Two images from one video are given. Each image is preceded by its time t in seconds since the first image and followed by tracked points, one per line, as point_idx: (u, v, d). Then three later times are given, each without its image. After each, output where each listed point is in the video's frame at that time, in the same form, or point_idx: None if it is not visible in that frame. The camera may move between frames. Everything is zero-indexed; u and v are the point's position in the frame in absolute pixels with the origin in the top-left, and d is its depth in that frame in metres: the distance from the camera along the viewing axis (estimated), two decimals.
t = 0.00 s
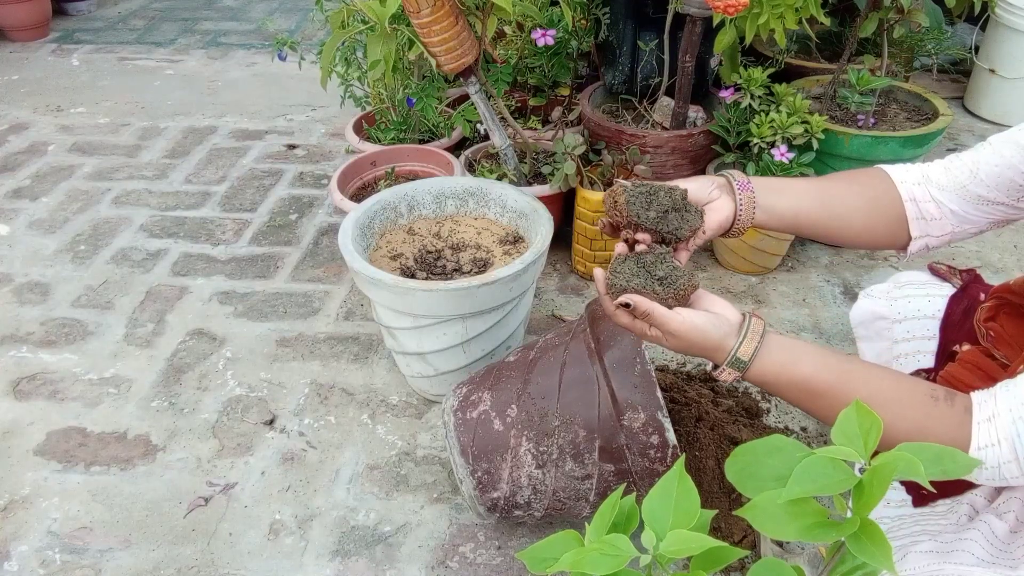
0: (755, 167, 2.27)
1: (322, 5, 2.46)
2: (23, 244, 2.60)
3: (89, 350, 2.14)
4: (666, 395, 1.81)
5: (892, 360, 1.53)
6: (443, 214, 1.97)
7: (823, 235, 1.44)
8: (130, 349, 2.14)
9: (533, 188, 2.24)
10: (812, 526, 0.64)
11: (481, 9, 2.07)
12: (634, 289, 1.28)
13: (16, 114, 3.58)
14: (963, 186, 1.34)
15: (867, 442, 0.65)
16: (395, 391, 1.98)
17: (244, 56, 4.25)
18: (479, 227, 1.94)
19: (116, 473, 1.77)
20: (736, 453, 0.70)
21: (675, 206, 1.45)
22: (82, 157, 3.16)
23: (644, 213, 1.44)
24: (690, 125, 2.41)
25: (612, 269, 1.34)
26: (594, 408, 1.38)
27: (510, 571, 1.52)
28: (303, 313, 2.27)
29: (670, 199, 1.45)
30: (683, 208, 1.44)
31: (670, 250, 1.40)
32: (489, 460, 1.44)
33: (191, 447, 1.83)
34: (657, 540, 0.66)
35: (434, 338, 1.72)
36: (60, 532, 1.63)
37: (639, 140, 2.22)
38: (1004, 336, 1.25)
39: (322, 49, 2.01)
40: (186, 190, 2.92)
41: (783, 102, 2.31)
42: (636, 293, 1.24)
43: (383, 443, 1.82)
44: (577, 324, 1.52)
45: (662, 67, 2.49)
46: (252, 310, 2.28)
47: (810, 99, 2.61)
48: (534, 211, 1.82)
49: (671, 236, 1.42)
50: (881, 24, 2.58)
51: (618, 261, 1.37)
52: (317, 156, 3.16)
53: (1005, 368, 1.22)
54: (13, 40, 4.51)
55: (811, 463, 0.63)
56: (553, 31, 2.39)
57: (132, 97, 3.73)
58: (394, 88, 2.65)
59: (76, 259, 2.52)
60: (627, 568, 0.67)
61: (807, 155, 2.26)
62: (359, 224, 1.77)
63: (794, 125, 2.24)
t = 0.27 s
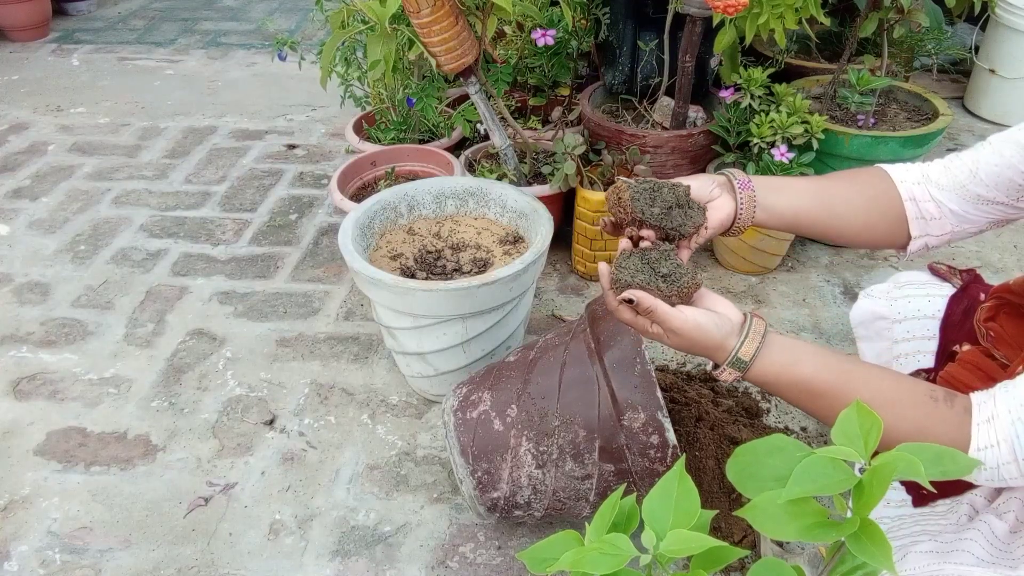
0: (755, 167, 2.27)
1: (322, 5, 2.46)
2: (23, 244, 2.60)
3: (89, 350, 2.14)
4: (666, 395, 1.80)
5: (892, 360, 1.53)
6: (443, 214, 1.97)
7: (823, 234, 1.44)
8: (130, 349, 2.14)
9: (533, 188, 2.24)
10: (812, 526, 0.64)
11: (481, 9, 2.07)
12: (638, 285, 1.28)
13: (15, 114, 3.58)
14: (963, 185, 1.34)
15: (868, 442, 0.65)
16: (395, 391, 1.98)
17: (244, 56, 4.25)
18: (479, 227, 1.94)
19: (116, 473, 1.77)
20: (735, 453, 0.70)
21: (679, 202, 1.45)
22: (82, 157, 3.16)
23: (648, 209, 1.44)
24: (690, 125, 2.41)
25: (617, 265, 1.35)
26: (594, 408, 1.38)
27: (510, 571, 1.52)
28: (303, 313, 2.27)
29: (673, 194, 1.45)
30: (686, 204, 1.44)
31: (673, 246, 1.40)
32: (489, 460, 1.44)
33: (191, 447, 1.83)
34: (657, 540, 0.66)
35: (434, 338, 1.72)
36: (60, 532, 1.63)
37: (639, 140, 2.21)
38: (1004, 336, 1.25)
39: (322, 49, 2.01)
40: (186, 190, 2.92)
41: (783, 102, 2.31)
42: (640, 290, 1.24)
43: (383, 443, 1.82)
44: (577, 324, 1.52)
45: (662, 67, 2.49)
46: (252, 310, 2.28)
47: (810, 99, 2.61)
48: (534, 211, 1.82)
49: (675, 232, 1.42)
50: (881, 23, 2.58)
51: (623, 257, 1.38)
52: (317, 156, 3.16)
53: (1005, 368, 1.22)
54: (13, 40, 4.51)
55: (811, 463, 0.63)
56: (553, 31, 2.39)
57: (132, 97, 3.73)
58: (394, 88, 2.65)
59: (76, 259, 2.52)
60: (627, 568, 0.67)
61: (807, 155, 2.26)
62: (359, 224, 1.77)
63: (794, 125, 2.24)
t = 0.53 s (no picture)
0: (755, 167, 2.27)
1: (322, 5, 2.46)
2: (23, 244, 2.60)
3: (89, 350, 2.14)
4: (666, 395, 1.80)
5: (891, 360, 1.53)
6: (443, 214, 1.97)
7: (819, 231, 1.44)
8: (130, 349, 2.14)
9: (533, 188, 2.24)
10: (812, 526, 0.64)
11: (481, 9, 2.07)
12: (639, 280, 1.28)
13: (15, 114, 3.58)
14: (961, 183, 1.34)
15: (868, 442, 0.65)
16: (395, 391, 1.98)
17: (244, 56, 4.25)
18: (479, 227, 1.94)
19: (116, 473, 1.77)
20: (736, 453, 0.70)
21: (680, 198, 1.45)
22: (82, 157, 3.16)
23: (650, 205, 1.42)
24: (690, 125, 2.41)
25: (618, 259, 1.35)
26: (594, 408, 1.38)
27: (510, 571, 1.52)
28: (303, 313, 2.27)
29: (674, 190, 1.45)
30: (687, 200, 1.44)
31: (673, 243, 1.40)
32: (489, 460, 1.44)
33: (191, 447, 1.83)
34: (657, 540, 0.66)
35: (434, 338, 1.72)
36: (60, 532, 1.63)
37: (639, 140, 2.21)
38: (1002, 335, 1.25)
39: (322, 49, 2.01)
40: (186, 190, 2.92)
41: (783, 102, 2.31)
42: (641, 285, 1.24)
43: (383, 443, 1.82)
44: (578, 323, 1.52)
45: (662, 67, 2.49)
46: (252, 310, 2.28)
47: (810, 99, 2.61)
48: (534, 211, 1.82)
49: (676, 228, 1.42)
50: (881, 23, 2.58)
51: (624, 252, 1.38)
52: (317, 156, 3.16)
53: (1004, 367, 1.22)
54: (13, 40, 4.51)
55: (811, 463, 0.63)
56: (553, 31, 2.39)
57: (132, 97, 3.73)
58: (394, 88, 2.65)
59: (76, 259, 2.52)
60: (627, 568, 0.67)
61: (807, 155, 2.26)
62: (359, 224, 1.77)
63: (794, 125, 2.24)
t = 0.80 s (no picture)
0: (755, 167, 2.27)
1: (322, 5, 2.46)
2: (23, 244, 2.60)
3: (89, 350, 2.14)
4: (666, 395, 1.80)
5: (891, 360, 1.53)
6: (443, 214, 1.97)
7: (818, 230, 1.44)
8: (130, 349, 2.14)
9: (533, 188, 2.24)
10: (812, 526, 0.64)
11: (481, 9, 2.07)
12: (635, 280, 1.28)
13: (15, 114, 3.58)
14: (960, 182, 1.34)
15: (868, 443, 0.65)
16: (395, 391, 1.98)
17: (244, 56, 4.25)
18: (479, 227, 1.94)
19: (116, 473, 1.77)
20: (736, 454, 0.70)
21: (667, 197, 1.45)
22: (82, 157, 3.16)
23: (636, 204, 1.44)
24: (690, 125, 2.41)
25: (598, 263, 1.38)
26: (594, 408, 1.38)
27: (510, 571, 1.52)
28: (303, 313, 2.27)
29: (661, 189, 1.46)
30: (675, 199, 1.44)
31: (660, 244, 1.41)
32: (489, 460, 1.44)
33: (191, 447, 1.83)
34: (658, 540, 0.66)
35: (434, 338, 1.72)
36: (60, 532, 1.63)
37: (639, 140, 2.21)
38: (1001, 335, 1.25)
39: (322, 49, 2.01)
40: (186, 190, 2.92)
41: (783, 102, 2.31)
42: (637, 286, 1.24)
43: (383, 443, 1.82)
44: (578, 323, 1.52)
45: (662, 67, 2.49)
46: (252, 310, 2.28)
47: (810, 99, 2.61)
48: (534, 211, 1.82)
49: (663, 227, 1.42)
50: (881, 23, 2.58)
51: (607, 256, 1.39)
52: (317, 156, 3.16)
53: (1003, 366, 1.22)
54: (13, 40, 4.51)
55: (811, 463, 0.63)
56: (553, 31, 2.39)
57: (132, 97, 3.73)
58: (394, 88, 2.65)
59: (76, 259, 2.52)
60: (627, 568, 0.67)
61: (807, 155, 2.26)
62: (359, 224, 1.77)
63: (794, 125, 2.24)
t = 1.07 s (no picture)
0: (755, 167, 2.27)
1: (322, 5, 2.46)
2: (23, 244, 2.60)
3: (89, 350, 2.14)
4: (667, 395, 1.80)
5: (891, 360, 1.53)
6: (443, 214, 1.97)
7: (820, 234, 1.44)
8: (130, 349, 2.14)
9: (533, 188, 2.24)
10: (812, 526, 0.64)
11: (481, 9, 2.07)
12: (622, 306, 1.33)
13: (15, 114, 3.58)
14: (962, 184, 1.34)
15: (868, 443, 0.65)
16: (395, 391, 1.98)
17: (244, 56, 4.25)
18: (479, 227, 1.94)
19: (116, 473, 1.77)
20: (736, 456, 0.70)
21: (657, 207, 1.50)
22: (82, 157, 3.16)
23: (624, 216, 1.51)
24: (690, 125, 2.41)
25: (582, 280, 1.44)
26: (594, 408, 1.39)
27: (510, 571, 1.52)
28: (303, 313, 2.27)
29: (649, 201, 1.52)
30: (663, 209, 1.49)
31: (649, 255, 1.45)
32: (489, 460, 1.43)
33: (191, 447, 1.83)
34: (658, 540, 0.66)
35: (434, 338, 1.72)
36: (60, 532, 1.63)
37: (639, 140, 2.21)
38: (1001, 335, 1.25)
39: (322, 49, 2.01)
40: (186, 190, 2.92)
41: (783, 102, 2.31)
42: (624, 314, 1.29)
43: (383, 443, 1.82)
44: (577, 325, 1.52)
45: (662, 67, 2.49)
46: (252, 310, 2.28)
47: (810, 99, 2.61)
48: (534, 212, 1.82)
49: (654, 236, 1.47)
50: (881, 23, 2.58)
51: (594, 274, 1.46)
52: (317, 156, 3.16)
53: (1004, 366, 1.22)
54: (13, 40, 4.51)
55: (810, 464, 0.63)
56: (553, 31, 2.39)
57: (132, 97, 3.73)
58: (394, 88, 2.65)
59: (76, 259, 2.52)
60: (628, 568, 0.67)
61: (807, 155, 2.26)
62: (359, 224, 1.77)
63: (794, 125, 2.24)
